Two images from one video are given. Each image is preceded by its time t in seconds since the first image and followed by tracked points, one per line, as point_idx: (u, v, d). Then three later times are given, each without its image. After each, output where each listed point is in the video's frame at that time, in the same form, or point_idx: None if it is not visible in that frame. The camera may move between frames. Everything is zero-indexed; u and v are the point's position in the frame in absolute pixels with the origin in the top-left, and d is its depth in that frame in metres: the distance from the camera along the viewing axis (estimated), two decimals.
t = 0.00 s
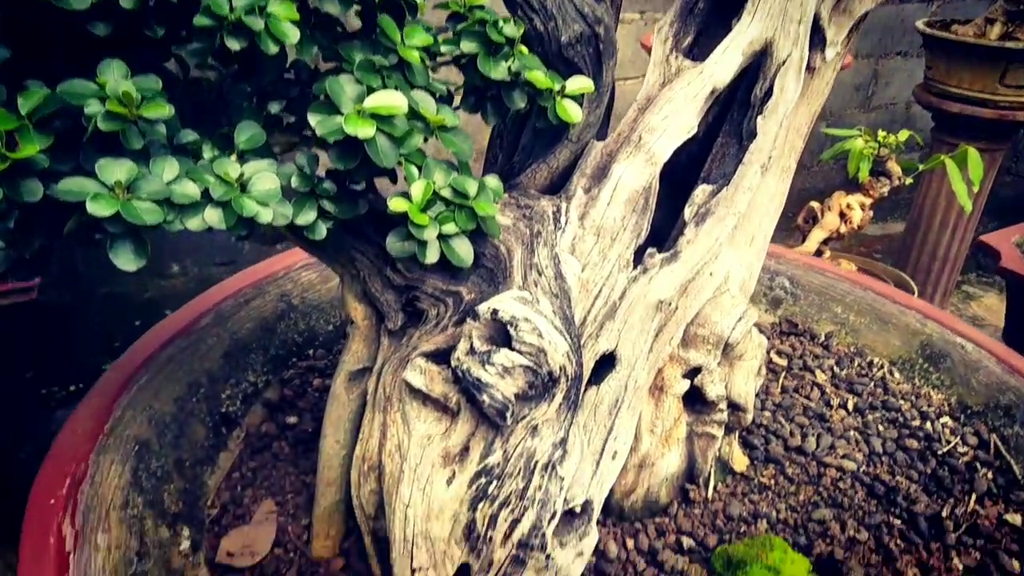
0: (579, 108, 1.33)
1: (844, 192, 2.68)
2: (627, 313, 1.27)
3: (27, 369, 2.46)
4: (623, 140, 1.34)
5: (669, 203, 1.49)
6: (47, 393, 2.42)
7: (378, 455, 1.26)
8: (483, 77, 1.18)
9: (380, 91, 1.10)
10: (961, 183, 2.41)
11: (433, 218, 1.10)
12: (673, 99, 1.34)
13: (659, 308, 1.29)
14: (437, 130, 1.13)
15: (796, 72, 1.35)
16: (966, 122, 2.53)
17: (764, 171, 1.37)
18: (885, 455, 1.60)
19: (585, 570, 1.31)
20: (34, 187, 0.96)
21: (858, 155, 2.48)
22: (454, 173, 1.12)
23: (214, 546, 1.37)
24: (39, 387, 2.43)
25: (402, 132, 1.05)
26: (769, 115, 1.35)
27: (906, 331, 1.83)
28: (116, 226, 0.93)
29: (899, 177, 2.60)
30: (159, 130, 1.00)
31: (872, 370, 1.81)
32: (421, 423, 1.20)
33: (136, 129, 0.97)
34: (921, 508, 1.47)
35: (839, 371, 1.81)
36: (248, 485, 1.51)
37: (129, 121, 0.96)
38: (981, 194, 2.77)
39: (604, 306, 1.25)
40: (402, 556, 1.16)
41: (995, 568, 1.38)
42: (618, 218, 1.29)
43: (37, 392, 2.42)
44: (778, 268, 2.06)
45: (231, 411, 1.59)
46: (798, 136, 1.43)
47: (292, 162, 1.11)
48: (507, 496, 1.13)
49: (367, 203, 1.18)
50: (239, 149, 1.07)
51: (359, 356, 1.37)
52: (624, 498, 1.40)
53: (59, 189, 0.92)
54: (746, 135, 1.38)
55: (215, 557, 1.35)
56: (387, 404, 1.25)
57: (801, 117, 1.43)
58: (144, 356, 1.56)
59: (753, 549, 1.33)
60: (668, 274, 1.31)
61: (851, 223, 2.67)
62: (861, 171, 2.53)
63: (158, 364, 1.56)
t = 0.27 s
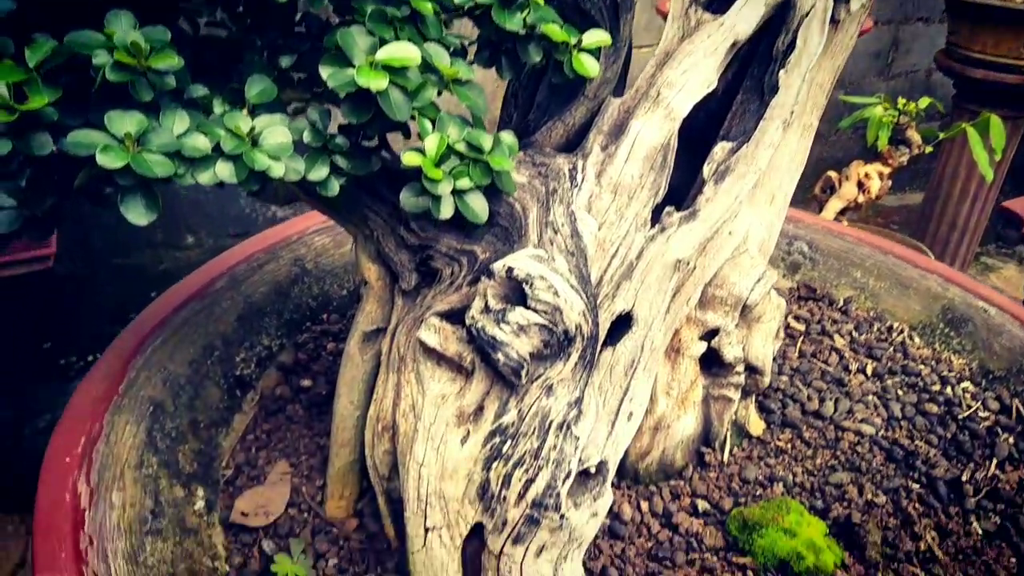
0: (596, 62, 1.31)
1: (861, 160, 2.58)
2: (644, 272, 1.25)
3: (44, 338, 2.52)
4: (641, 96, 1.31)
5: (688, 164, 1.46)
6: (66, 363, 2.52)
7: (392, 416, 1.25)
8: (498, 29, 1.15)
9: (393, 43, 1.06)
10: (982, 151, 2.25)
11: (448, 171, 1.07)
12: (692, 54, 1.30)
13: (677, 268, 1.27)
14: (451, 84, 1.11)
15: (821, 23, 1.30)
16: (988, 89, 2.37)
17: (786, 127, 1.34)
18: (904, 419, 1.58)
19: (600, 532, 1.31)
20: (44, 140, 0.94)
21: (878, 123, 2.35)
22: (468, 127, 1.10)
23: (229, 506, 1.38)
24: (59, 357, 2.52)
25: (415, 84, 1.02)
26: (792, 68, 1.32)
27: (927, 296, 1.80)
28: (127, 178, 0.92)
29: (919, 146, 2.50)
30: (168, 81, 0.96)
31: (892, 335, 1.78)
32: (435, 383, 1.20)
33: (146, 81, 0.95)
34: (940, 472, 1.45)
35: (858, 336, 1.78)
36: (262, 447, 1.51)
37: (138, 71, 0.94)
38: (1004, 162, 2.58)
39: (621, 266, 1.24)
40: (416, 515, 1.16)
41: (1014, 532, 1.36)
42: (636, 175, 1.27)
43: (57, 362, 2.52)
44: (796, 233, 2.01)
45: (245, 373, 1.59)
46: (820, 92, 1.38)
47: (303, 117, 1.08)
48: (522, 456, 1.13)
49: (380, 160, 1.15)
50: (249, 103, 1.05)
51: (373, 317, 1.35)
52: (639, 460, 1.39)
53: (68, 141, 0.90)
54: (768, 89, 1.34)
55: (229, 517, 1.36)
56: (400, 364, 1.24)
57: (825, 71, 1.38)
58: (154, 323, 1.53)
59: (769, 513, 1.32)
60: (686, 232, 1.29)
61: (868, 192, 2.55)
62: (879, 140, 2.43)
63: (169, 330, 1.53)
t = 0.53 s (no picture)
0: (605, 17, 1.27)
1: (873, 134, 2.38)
2: (653, 237, 1.22)
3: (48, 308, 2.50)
4: (651, 53, 1.27)
5: (697, 126, 1.41)
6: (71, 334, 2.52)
7: (395, 382, 1.23)
8: None
9: None
10: (996, 129, 2.11)
11: (449, 128, 1.05)
12: (705, 10, 1.27)
13: (687, 231, 1.24)
14: (455, 37, 1.07)
15: None
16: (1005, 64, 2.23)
17: (800, 88, 1.31)
18: (916, 391, 1.55)
19: (606, 502, 1.29)
20: (33, 92, 0.92)
21: (889, 96, 2.18)
22: (470, 83, 1.07)
23: (231, 473, 1.36)
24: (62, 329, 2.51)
25: (417, 37, 0.98)
26: (807, 26, 1.29)
27: (940, 266, 1.76)
28: (118, 131, 0.91)
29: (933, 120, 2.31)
30: (160, 32, 0.93)
31: (904, 306, 1.75)
32: (438, 348, 1.17)
33: (138, 31, 0.92)
34: (953, 445, 1.42)
35: (869, 306, 1.75)
36: (264, 416, 1.50)
37: (129, 21, 0.91)
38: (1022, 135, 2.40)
39: (628, 230, 1.21)
40: (418, 482, 1.15)
41: None
42: (644, 135, 1.24)
43: (62, 333, 2.52)
44: (807, 202, 1.94)
45: (247, 340, 1.56)
46: (836, 50, 1.33)
47: (301, 72, 1.05)
48: (527, 422, 1.11)
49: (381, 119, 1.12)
50: (245, 56, 1.01)
51: (376, 282, 1.33)
52: (645, 430, 1.37)
53: (58, 91, 0.88)
54: (783, 47, 1.31)
55: (231, 484, 1.34)
56: (403, 329, 1.22)
57: (843, 29, 1.33)
58: (159, 284, 1.52)
59: (778, 483, 1.30)
60: (696, 195, 1.26)
61: (879, 168, 2.35)
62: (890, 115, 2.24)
63: (176, 287, 1.52)
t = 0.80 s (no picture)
0: None
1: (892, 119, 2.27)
2: (666, 216, 1.20)
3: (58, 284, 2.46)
4: (668, 26, 1.24)
5: (711, 98, 1.39)
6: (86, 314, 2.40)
7: (401, 362, 1.21)
8: None
9: None
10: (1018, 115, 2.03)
11: (458, 99, 1.02)
12: None
13: (701, 212, 1.21)
14: (466, 6, 1.03)
15: None
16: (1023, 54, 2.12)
17: (820, 62, 1.27)
18: (933, 378, 1.50)
19: (613, 487, 1.26)
20: (34, 58, 0.89)
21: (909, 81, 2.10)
22: (481, 53, 1.03)
23: (235, 453, 1.34)
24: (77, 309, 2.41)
25: (427, 5, 0.95)
26: None
27: (960, 252, 1.71)
28: (120, 99, 0.89)
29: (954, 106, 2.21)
30: None
31: (922, 293, 1.71)
32: (444, 328, 1.15)
33: None
34: (969, 435, 1.35)
35: (887, 293, 1.71)
36: (270, 396, 1.48)
37: None
38: None
39: (641, 209, 1.19)
40: (423, 464, 1.12)
41: None
42: (659, 111, 1.22)
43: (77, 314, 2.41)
44: (825, 186, 1.89)
45: (253, 320, 1.54)
46: (859, 23, 1.29)
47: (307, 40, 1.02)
48: (534, 405, 1.08)
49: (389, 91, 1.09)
50: (250, 23, 0.98)
51: (383, 261, 1.30)
52: (655, 415, 1.34)
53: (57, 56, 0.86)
54: (803, 21, 1.28)
55: (235, 465, 1.32)
56: (409, 309, 1.19)
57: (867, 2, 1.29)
58: (167, 260, 1.50)
59: (789, 472, 1.26)
60: (712, 173, 1.23)
61: (898, 155, 2.25)
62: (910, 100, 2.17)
63: (184, 263, 1.51)
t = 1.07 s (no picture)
0: None
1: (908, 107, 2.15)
2: (675, 197, 1.18)
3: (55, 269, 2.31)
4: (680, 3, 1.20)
5: (724, 80, 1.35)
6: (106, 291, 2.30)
7: (401, 342, 1.19)
8: None
9: None
10: None
11: (462, 73, 0.99)
12: None
13: (711, 192, 1.19)
14: None
15: None
16: None
17: (837, 41, 1.24)
18: (945, 367, 1.47)
19: (616, 472, 1.24)
20: (26, 25, 0.92)
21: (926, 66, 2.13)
22: (487, 26, 1.01)
23: (235, 431, 1.33)
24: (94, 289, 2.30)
25: None
26: None
27: (976, 240, 1.69)
28: (115, 69, 0.89)
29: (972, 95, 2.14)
30: None
31: (935, 280, 1.67)
32: (446, 308, 1.13)
33: None
34: (982, 424, 1.33)
35: (900, 280, 1.67)
36: (271, 374, 1.46)
37: None
38: None
39: (649, 189, 1.17)
40: (422, 445, 1.11)
41: None
42: (669, 89, 1.18)
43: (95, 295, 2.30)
44: (838, 170, 1.86)
45: (256, 298, 1.52)
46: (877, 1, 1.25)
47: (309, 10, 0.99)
48: (536, 387, 1.06)
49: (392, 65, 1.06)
50: None
51: (385, 239, 1.28)
52: (660, 400, 1.32)
53: (50, 21, 0.85)
54: None
55: (235, 442, 1.31)
56: (411, 288, 1.17)
57: None
58: (170, 235, 1.49)
59: (796, 458, 1.24)
60: (722, 154, 1.20)
61: (912, 144, 2.13)
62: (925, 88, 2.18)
63: (188, 240, 1.49)
